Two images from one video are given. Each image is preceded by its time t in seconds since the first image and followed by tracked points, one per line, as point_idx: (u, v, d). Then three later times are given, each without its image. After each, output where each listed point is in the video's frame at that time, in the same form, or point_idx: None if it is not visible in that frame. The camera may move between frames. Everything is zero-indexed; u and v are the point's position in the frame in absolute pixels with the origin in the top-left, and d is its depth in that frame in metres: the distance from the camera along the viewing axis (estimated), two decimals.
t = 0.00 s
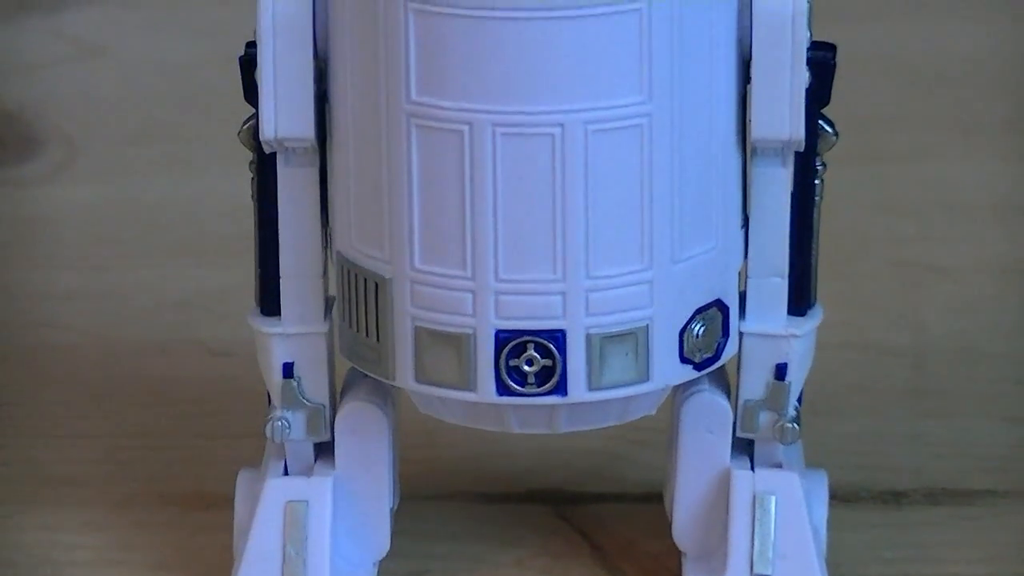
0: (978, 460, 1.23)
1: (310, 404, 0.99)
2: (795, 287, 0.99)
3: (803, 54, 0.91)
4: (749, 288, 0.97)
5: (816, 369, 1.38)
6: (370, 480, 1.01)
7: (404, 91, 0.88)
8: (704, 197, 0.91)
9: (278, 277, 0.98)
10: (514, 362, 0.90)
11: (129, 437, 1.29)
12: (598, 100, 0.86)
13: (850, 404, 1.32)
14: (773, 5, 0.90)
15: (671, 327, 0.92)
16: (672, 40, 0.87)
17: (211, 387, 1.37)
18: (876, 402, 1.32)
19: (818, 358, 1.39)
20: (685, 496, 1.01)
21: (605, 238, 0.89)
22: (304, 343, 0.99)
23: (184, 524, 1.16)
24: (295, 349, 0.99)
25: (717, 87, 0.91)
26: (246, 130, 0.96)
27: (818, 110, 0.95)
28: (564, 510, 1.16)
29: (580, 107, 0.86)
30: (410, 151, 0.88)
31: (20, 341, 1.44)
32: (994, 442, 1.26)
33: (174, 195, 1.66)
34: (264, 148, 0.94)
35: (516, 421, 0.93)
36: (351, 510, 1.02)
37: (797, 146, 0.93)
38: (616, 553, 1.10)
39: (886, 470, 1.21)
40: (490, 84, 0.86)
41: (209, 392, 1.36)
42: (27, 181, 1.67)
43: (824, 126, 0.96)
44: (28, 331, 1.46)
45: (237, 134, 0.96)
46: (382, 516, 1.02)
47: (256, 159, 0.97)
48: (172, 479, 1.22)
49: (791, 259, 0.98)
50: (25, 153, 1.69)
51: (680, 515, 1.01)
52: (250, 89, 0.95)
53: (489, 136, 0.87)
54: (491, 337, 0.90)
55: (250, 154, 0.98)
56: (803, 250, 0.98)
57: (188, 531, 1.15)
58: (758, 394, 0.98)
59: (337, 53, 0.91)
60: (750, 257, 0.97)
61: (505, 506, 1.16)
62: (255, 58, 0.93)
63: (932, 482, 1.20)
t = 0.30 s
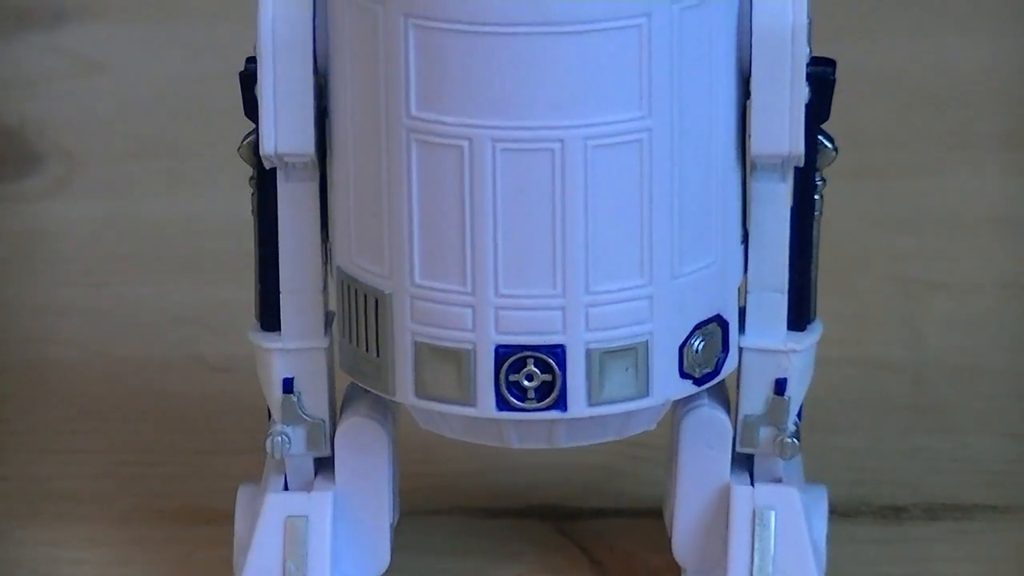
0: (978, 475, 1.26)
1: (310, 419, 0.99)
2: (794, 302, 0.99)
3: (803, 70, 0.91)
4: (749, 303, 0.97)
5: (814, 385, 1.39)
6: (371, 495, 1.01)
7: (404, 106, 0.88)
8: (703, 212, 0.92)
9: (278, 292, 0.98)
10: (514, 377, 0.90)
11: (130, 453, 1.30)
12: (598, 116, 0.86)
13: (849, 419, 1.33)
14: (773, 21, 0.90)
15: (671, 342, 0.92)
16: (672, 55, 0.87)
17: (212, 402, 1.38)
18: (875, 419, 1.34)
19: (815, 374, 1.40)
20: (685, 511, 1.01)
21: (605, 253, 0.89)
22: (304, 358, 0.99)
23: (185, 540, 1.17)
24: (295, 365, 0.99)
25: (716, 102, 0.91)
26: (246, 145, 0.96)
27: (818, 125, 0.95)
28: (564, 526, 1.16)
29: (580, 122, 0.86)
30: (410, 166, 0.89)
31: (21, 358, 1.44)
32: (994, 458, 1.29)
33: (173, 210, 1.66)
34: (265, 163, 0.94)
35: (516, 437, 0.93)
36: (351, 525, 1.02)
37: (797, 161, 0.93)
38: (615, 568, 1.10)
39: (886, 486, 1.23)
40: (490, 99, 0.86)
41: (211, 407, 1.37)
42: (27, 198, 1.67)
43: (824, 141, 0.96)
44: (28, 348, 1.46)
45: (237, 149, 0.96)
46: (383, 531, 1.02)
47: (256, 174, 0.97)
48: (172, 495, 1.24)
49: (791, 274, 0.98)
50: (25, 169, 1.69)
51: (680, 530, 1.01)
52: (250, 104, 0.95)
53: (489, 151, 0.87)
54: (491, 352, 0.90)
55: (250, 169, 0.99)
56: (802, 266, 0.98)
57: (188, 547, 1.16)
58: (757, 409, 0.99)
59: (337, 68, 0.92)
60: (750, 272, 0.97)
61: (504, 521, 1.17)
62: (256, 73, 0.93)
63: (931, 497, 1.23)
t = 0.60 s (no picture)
0: (979, 490, 1.27)
1: (310, 434, 0.99)
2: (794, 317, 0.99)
3: (802, 85, 0.91)
4: (749, 318, 0.98)
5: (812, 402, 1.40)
6: (370, 510, 1.01)
7: (404, 121, 0.88)
8: (703, 227, 0.92)
9: (278, 307, 0.99)
10: (513, 393, 0.90)
11: (130, 469, 1.31)
12: (598, 131, 0.87)
13: (847, 435, 1.34)
14: (772, 36, 0.90)
15: (671, 358, 0.92)
16: (671, 70, 0.87)
17: (212, 417, 1.38)
18: (875, 435, 1.34)
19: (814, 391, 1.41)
20: (684, 526, 1.01)
21: (605, 268, 0.89)
22: (304, 373, 0.99)
23: (185, 556, 1.18)
24: (295, 380, 0.99)
25: (716, 117, 0.91)
26: (246, 161, 0.96)
27: (816, 140, 0.95)
28: (565, 541, 1.16)
29: (580, 137, 0.86)
30: (410, 181, 0.89)
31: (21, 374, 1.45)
32: (994, 473, 1.29)
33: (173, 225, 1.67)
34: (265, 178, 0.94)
35: (516, 452, 0.94)
36: (350, 540, 1.01)
37: (796, 176, 0.93)
38: None
39: (887, 502, 1.24)
40: (490, 114, 0.86)
41: (211, 422, 1.37)
42: (27, 214, 1.67)
43: (823, 156, 0.96)
44: (29, 363, 1.47)
45: (237, 164, 0.96)
46: (382, 546, 1.02)
47: (256, 190, 0.97)
48: (173, 510, 1.24)
49: (790, 289, 0.98)
50: (25, 185, 1.69)
51: (679, 544, 1.01)
52: (250, 119, 0.95)
53: (489, 166, 0.87)
54: (491, 367, 0.90)
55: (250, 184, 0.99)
56: (801, 281, 0.98)
57: (188, 563, 1.17)
58: (757, 424, 0.99)
59: (337, 84, 0.92)
60: (750, 287, 0.97)
61: (504, 536, 1.17)
62: (256, 89, 0.94)
63: (931, 512, 1.23)
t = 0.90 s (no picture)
0: (979, 505, 1.27)
1: (310, 449, 1.00)
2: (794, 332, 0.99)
3: (802, 100, 0.91)
4: (748, 333, 0.98)
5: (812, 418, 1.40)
6: (371, 525, 1.01)
7: (404, 137, 0.88)
8: (703, 242, 0.92)
9: (278, 322, 0.99)
10: (513, 408, 0.90)
11: (131, 483, 1.31)
12: (598, 147, 0.87)
13: (847, 450, 1.34)
14: (772, 51, 0.90)
15: (670, 373, 0.92)
16: (672, 84, 0.87)
17: (213, 431, 1.38)
18: (875, 450, 1.35)
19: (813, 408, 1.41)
20: (684, 541, 1.01)
21: (604, 283, 0.89)
22: (304, 388, 0.99)
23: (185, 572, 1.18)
24: (295, 395, 0.99)
25: (715, 131, 0.91)
26: (246, 176, 0.96)
27: (816, 154, 0.96)
28: (565, 555, 1.17)
29: (580, 153, 0.86)
30: (410, 197, 0.89)
31: (21, 388, 1.45)
32: (994, 489, 1.29)
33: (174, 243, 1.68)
34: (265, 193, 0.94)
35: (516, 466, 0.94)
36: (350, 556, 1.01)
37: (796, 191, 0.93)
38: None
39: (887, 517, 1.24)
40: (490, 130, 0.86)
41: (212, 436, 1.38)
42: (27, 231, 1.69)
43: (822, 170, 0.96)
44: (29, 377, 1.47)
45: (238, 180, 0.97)
46: (382, 561, 1.02)
47: (257, 205, 0.97)
48: (174, 525, 1.25)
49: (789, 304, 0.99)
50: (26, 204, 1.72)
51: (678, 560, 1.01)
52: (250, 135, 0.95)
53: (489, 181, 0.87)
54: (491, 382, 0.90)
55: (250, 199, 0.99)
56: (800, 295, 0.98)
57: None
58: (756, 439, 0.99)
59: (337, 98, 0.92)
60: (749, 302, 0.97)
61: (504, 550, 1.17)
62: (256, 103, 0.94)
63: (932, 527, 1.23)
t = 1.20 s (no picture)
0: (977, 521, 1.27)
1: (310, 465, 1.00)
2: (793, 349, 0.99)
3: (801, 116, 0.91)
4: (748, 349, 0.98)
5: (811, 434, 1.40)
6: (371, 541, 1.01)
7: (404, 153, 0.88)
8: (702, 258, 0.92)
9: (278, 338, 0.99)
10: (513, 424, 0.91)
11: (131, 498, 1.31)
12: (598, 163, 0.87)
13: (847, 466, 1.34)
14: (772, 67, 0.90)
15: (670, 389, 0.92)
16: (671, 101, 0.87)
17: (213, 447, 1.39)
18: (874, 465, 1.35)
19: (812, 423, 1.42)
20: (683, 558, 1.01)
21: (604, 299, 0.89)
22: (304, 405, 0.99)
23: None
24: (295, 412, 0.99)
25: (715, 147, 0.91)
26: (246, 192, 0.96)
27: (815, 170, 0.96)
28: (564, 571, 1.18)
29: (579, 169, 0.86)
30: (410, 213, 0.89)
31: (21, 404, 1.45)
32: (993, 504, 1.30)
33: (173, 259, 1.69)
34: (265, 210, 0.94)
35: (516, 482, 0.94)
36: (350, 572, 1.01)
37: (795, 208, 0.93)
38: None
39: (886, 533, 1.25)
40: (489, 146, 0.86)
41: (212, 452, 1.38)
42: (27, 248, 1.70)
43: (822, 187, 0.96)
44: (29, 393, 1.48)
45: (237, 196, 0.97)
46: None
47: (257, 221, 0.97)
48: (174, 541, 1.25)
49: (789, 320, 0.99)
50: (26, 221, 1.72)
51: None
52: (251, 151, 0.96)
53: (489, 197, 0.87)
54: (491, 398, 0.90)
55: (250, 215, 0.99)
56: (800, 312, 0.98)
57: None
58: (756, 455, 0.99)
59: (337, 114, 0.92)
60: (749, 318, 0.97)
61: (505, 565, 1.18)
62: (256, 120, 0.94)
63: (930, 543, 1.24)
